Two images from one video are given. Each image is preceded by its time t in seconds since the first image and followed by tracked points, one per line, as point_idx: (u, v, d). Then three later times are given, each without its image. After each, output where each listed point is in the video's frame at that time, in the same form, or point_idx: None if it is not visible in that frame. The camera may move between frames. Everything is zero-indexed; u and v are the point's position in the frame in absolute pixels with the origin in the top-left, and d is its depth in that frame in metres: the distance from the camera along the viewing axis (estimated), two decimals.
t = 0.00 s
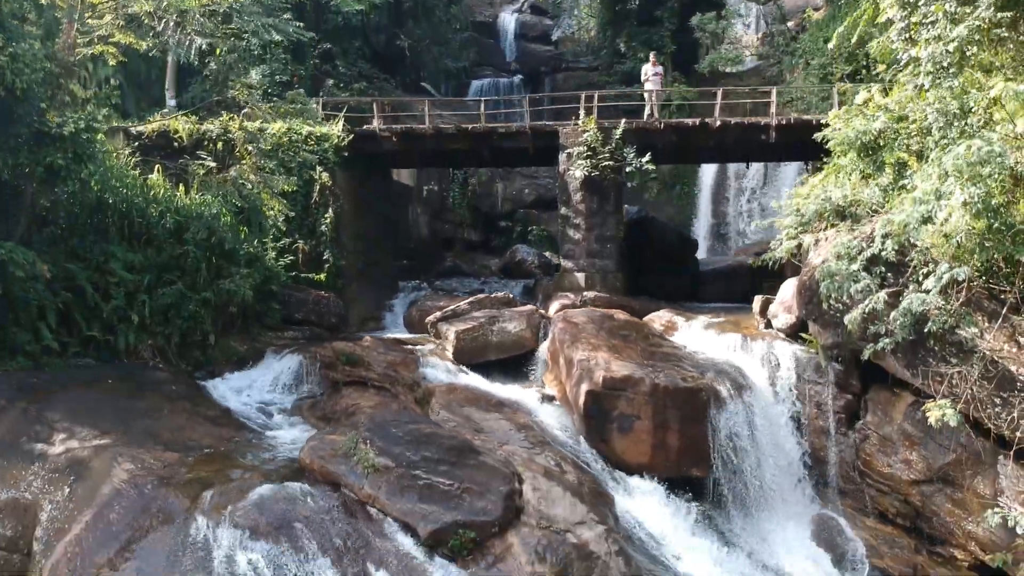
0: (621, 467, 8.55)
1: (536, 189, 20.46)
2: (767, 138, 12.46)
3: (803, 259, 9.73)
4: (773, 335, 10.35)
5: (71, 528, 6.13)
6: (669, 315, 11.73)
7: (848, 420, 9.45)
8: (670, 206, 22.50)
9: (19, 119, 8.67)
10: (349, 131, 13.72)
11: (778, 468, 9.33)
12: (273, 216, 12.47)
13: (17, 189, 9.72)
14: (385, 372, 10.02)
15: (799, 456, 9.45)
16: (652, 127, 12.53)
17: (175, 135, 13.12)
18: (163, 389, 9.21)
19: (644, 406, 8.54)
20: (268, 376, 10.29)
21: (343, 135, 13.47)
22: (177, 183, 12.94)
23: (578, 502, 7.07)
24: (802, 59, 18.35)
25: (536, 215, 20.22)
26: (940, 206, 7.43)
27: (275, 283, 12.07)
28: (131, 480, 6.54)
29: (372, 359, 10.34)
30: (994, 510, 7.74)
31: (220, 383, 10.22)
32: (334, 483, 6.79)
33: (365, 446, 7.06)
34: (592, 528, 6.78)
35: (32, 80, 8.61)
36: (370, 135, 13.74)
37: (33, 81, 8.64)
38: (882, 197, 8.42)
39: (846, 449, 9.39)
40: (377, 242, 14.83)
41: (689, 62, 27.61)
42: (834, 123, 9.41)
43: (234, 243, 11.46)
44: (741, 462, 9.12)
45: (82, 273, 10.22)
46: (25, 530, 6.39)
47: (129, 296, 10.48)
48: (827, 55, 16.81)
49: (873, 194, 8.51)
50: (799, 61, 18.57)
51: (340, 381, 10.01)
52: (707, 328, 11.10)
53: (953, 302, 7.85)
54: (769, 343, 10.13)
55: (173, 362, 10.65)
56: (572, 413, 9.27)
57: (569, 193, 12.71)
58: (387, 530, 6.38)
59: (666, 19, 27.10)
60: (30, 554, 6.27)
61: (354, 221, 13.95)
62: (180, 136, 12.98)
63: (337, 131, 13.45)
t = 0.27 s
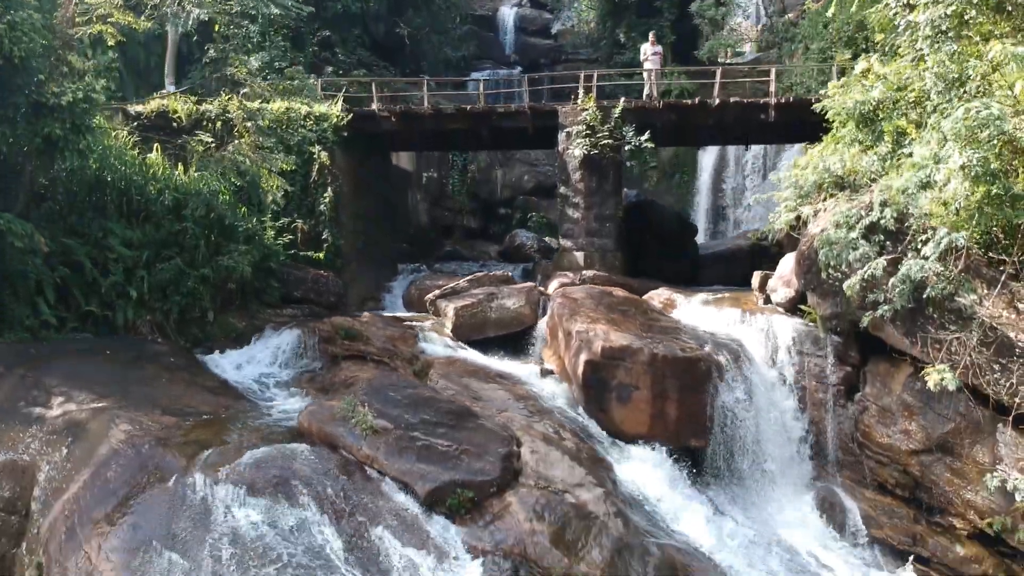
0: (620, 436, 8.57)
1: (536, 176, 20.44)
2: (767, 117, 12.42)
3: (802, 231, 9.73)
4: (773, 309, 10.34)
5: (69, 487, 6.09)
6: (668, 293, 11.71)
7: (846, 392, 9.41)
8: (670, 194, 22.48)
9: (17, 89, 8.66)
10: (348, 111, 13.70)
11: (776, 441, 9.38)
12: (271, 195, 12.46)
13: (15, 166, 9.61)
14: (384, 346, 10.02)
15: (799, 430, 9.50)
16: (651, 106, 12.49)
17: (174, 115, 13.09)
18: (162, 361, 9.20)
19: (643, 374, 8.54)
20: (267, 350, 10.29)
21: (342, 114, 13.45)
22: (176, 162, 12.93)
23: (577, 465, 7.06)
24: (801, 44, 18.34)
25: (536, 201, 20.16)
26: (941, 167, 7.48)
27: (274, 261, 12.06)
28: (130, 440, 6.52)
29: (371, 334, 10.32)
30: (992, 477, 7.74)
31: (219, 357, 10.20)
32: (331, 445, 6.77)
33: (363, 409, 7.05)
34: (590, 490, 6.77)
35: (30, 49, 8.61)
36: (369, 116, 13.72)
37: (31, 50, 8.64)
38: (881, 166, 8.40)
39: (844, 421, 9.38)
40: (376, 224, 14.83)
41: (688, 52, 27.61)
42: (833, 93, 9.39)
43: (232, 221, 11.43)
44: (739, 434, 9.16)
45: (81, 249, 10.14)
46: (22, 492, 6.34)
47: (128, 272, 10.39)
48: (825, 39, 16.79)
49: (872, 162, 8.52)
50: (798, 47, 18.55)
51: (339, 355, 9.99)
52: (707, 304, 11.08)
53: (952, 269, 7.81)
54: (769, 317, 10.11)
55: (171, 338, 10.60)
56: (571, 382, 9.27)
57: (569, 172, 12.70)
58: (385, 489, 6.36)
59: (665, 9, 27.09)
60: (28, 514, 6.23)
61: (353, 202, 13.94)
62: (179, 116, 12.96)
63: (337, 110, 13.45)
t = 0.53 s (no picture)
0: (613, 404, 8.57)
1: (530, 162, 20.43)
2: (761, 96, 12.46)
3: (795, 202, 9.76)
4: (766, 283, 10.36)
5: (63, 444, 6.05)
6: (664, 269, 11.70)
7: (840, 362, 9.52)
8: (665, 182, 22.48)
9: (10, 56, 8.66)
10: (342, 89, 13.69)
11: (770, 411, 9.38)
12: (266, 172, 12.45)
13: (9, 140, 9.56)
14: (378, 319, 10.03)
15: (794, 402, 9.49)
16: (646, 85, 12.52)
17: (169, 94, 13.06)
18: (155, 331, 9.18)
19: (637, 343, 8.57)
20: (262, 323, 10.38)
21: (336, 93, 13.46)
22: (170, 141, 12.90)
23: (570, 426, 7.06)
24: (795, 29, 18.36)
25: (531, 187, 20.15)
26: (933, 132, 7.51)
27: (268, 238, 12.03)
28: (123, 399, 6.51)
29: (365, 307, 10.32)
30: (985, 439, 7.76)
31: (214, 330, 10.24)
32: (324, 404, 6.76)
33: (356, 370, 7.06)
34: (583, 450, 6.76)
35: (23, 16, 8.62)
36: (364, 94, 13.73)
37: (24, 17, 8.65)
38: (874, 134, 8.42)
39: (839, 392, 9.38)
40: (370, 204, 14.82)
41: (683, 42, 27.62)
42: (828, 64, 9.40)
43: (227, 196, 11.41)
44: (733, 403, 9.15)
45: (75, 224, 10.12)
46: (16, 451, 6.31)
47: (121, 247, 10.34)
48: (819, 22, 16.83)
49: (865, 130, 8.54)
50: (791, 32, 18.58)
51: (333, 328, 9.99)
52: (701, 279, 11.10)
53: (945, 234, 7.85)
54: (763, 290, 10.11)
55: (166, 312, 10.56)
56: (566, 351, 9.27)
57: (564, 150, 12.72)
58: (378, 446, 6.36)
59: None
60: (20, 474, 6.18)
61: (348, 181, 13.94)
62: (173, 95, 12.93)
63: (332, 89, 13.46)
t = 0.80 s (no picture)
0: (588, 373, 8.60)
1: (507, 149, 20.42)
2: (735, 76, 12.53)
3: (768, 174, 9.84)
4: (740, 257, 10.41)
5: (31, 403, 5.94)
6: (638, 247, 11.71)
7: (812, 333, 9.52)
8: (640, 172, 22.55)
9: None
10: (318, 68, 13.65)
11: (744, 383, 9.45)
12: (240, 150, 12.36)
13: None
14: (353, 292, 10.01)
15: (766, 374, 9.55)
16: (622, 64, 12.56)
17: (142, 72, 12.91)
18: (128, 302, 9.10)
19: (611, 312, 8.60)
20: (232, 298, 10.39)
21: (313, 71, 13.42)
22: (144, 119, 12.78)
23: (544, 388, 7.06)
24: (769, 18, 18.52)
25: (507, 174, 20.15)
26: (901, 95, 7.62)
27: (242, 215, 11.95)
28: (94, 358, 6.44)
29: (339, 281, 10.29)
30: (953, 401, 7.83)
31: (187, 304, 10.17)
32: (298, 365, 6.75)
33: (330, 332, 7.07)
34: (557, 410, 6.76)
35: None
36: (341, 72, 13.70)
37: None
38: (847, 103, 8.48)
39: (811, 363, 9.43)
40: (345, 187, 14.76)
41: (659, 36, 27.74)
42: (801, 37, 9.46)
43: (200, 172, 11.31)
44: (705, 374, 9.21)
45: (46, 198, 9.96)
46: None
47: (94, 221, 10.21)
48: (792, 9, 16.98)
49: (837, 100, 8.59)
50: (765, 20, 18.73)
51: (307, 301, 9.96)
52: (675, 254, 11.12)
53: (915, 200, 7.91)
54: (736, 264, 10.11)
55: (139, 287, 10.47)
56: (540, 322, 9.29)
57: (540, 129, 12.73)
58: (352, 404, 6.36)
59: None
60: None
61: (322, 161, 13.87)
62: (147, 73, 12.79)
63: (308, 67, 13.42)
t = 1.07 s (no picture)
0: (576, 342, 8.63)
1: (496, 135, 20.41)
2: (724, 55, 12.58)
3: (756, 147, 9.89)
4: (728, 231, 10.43)
5: (18, 360, 5.80)
6: (628, 225, 11.69)
7: (800, 305, 9.52)
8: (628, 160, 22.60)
9: None
10: (307, 47, 13.64)
11: (732, 354, 9.48)
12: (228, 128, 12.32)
13: None
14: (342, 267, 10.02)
15: (754, 345, 9.59)
16: (610, 43, 12.61)
17: (130, 51, 12.82)
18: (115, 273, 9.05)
19: (599, 281, 8.64)
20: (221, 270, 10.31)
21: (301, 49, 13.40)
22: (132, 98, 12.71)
23: (533, 350, 7.06)
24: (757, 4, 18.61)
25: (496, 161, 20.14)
26: (886, 60, 7.65)
27: (230, 192, 11.93)
28: (82, 319, 6.39)
29: (328, 256, 10.29)
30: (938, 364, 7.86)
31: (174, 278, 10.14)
32: (286, 326, 6.79)
33: (318, 296, 7.10)
34: (545, 371, 6.76)
35: None
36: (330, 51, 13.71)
37: None
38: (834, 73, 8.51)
39: (798, 334, 9.44)
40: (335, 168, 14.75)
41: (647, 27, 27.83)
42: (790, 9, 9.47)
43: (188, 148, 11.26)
44: (692, 344, 9.27)
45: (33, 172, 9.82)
46: None
47: (82, 197, 10.13)
48: None
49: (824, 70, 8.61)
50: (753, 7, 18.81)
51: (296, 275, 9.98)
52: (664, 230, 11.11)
53: (901, 166, 7.97)
54: (725, 238, 10.08)
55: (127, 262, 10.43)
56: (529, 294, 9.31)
57: (529, 107, 12.75)
58: (341, 362, 6.42)
59: None
60: None
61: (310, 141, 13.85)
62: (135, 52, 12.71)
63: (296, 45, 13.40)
